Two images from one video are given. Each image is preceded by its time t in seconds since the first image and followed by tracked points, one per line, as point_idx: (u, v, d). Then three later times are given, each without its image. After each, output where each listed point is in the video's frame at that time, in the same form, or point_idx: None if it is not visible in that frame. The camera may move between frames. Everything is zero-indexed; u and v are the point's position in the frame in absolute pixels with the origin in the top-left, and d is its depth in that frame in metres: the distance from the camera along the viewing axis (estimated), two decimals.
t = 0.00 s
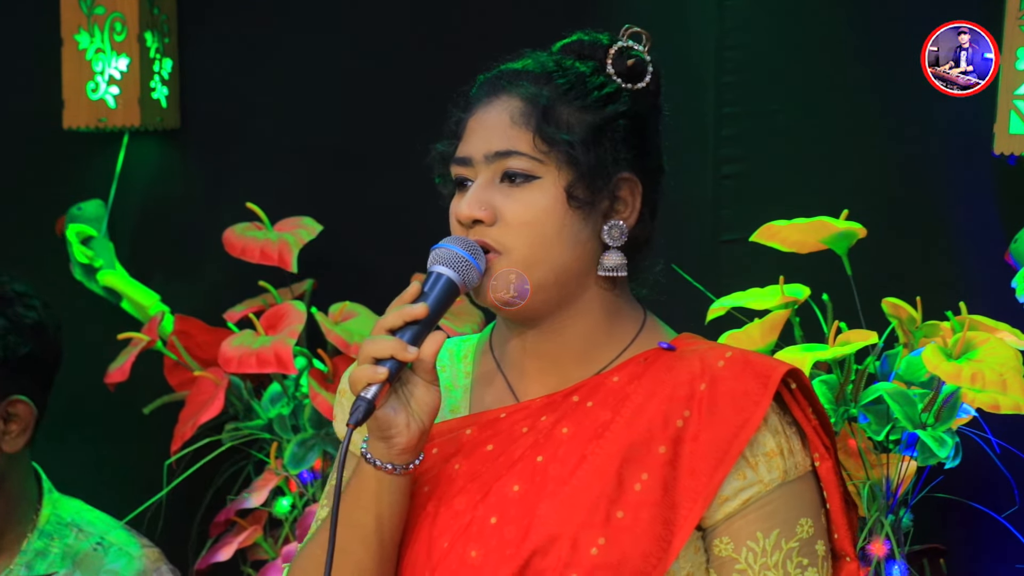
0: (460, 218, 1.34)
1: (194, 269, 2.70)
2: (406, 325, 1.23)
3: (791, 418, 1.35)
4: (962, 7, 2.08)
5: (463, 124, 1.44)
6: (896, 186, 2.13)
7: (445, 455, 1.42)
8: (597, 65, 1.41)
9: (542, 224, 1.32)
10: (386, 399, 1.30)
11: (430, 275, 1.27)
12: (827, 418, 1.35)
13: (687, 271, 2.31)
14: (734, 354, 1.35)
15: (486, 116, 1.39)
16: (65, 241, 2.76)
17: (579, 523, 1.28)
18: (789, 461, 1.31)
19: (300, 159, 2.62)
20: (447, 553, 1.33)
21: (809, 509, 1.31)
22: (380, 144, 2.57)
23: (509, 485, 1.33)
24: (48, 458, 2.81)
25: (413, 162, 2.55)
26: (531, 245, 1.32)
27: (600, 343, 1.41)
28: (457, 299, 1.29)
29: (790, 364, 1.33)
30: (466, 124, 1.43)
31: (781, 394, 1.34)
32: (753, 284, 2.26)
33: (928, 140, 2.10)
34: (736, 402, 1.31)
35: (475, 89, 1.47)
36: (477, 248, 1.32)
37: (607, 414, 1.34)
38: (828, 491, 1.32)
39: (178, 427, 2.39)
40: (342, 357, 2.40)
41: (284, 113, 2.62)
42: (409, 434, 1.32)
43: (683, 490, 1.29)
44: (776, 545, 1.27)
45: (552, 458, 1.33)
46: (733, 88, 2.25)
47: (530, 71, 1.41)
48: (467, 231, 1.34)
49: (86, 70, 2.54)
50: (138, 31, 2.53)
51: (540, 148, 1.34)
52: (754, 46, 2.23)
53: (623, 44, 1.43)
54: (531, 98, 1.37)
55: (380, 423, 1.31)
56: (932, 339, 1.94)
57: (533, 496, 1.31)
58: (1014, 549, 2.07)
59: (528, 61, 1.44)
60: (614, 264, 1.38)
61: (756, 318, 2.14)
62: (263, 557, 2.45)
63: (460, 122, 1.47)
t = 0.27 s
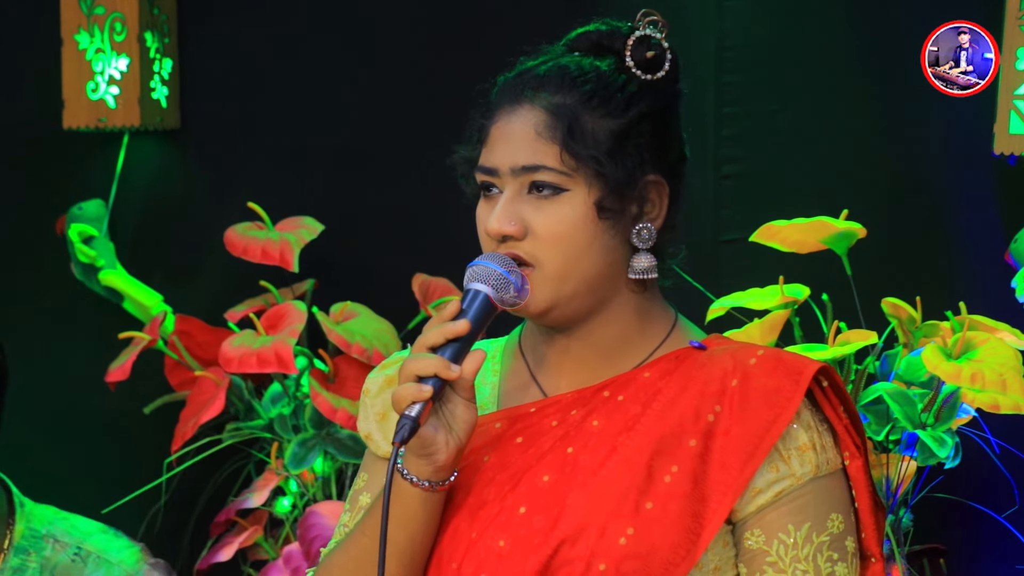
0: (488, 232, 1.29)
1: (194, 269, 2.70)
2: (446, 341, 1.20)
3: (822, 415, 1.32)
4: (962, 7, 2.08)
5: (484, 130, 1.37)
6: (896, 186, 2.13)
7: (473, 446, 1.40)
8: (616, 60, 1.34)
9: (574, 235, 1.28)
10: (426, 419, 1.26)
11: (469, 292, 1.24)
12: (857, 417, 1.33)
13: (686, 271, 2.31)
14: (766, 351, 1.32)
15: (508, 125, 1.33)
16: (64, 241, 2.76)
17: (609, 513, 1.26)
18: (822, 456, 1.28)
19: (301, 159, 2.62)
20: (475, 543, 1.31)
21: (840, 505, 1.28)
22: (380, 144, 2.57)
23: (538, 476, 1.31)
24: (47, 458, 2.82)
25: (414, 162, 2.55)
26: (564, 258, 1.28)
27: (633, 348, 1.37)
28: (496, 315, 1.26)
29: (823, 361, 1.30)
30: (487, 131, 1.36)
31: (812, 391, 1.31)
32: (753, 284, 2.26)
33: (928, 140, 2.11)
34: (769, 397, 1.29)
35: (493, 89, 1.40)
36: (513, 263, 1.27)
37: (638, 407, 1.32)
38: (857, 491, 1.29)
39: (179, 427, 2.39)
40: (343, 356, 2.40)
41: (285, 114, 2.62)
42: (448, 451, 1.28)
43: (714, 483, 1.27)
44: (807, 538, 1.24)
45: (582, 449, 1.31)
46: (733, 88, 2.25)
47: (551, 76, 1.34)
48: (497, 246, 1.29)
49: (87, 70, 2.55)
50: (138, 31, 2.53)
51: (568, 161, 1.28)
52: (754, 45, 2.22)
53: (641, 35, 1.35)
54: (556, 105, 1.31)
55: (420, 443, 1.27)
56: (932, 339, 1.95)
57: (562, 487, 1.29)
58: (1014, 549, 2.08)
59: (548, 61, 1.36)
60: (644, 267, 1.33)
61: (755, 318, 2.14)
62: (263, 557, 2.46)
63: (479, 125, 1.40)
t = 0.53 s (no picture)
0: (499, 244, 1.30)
1: (194, 269, 2.70)
2: (452, 351, 1.22)
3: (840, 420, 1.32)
4: (962, 6, 2.08)
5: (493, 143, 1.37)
6: (896, 186, 2.13)
7: (491, 448, 1.40)
8: (620, 61, 1.33)
9: (584, 243, 1.28)
10: (428, 425, 1.27)
11: (478, 304, 1.26)
12: (875, 423, 1.33)
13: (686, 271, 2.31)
14: (784, 357, 1.33)
15: (512, 138, 1.32)
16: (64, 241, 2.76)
17: (627, 517, 1.25)
18: (840, 461, 1.28)
19: (300, 159, 2.62)
20: (493, 544, 1.31)
21: (858, 511, 1.28)
22: (380, 144, 2.57)
23: (556, 478, 1.31)
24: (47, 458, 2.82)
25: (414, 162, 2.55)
26: (574, 265, 1.28)
27: (650, 350, 1.37)
28: (505, 327, 1.27)
29: (841, 367, 1.30)
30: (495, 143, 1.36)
31: (830, 396, 1.31)
32: (753, 284, 2.26)
33: (928, 140, 2.11)
34: (786, 401, 1.29)
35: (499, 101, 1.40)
36: (523, 274, 1.28)
37: (656, 410, 1.32)
38: (875, 497, 1.30)
39: (178, 427, 2.38)
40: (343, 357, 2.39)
41: (285, 114, 2.62)
42: (452, 459, 1.28)
43: (730, 487, 1.27)
44: (825, 543, 1.24)
45: (600, 453, 1.31)
46: (734, 88, 2.25)
47: (553, 83, 1.33)
48: (508, 256, 1.30)
49: (87, 71, 2.55)
50: (138, 31, 2.53)
51: (572, 170, 1.28)
52: (754, 45, 2.22)
53: (643, 34, 1.34)
54: (558, 114, 1.30)
55: (422, 449, 1.28)
56: (932, 339, 1.95)
57: (580, 490, 1.29)
58: (1014, 549, 2.08)
59: (550, 68, 1.35)
60: (659, 268, 1.33)
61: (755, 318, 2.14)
62: (262, 557, 2.45)
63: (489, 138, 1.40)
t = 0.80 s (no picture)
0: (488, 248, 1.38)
1: (194, 269, 2.70)
2: (429, 352, 1.30)
3: (840, 425, 1.37)
4: (962, 6, 2.09)
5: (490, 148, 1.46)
6: (895, 186, 2.13)
7: (494, 454, 1.47)
8: (614, 66, 1.38)
9: (566, 248, 1.35)
10: (404, 426, 1.36)
11: (460, 306, 1.32)
12: (874, 428, 1.37)
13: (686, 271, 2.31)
14: (783, 361, 1.38)
15: (502, 144, 1.40)
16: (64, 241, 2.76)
17: (625, 523, 1.33)
18: (838, 467, 1.33)
19: (301, 159, 2.62)
20: (491, 549, 1.38)
21: (857, 516, 1.33)
22: (381, 144, 2.57)
23: (555, 485, 1.38)
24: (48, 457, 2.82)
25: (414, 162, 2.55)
26: (555, 270, 1.35)
27: (642, 354, 1.43)
28: (485, 330, 1.34)
29: (839, 372, 1.35)
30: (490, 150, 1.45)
31: (829, 401, 1.37)
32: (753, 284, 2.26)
33: (928, 140, 2.11)
34: (783, 406, 1.35)
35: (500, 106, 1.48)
36: (507, 277, 1.36)
37: (655, 416, 1.39)
38: (874, 502, 1.34)
39: (180, 427, 2.39)
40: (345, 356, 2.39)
41: (285, 114, 2.62)
42: (429, 460, 1.38)
43: (727, 492, 1.33)
44: (822, 549, 1.29)
45: (598, 458, 1.38)
46: (734, 88, 2.25)
47: (542, 90, 1.40)
48: (497, 260, 1.39)
49: (87, 71, 2.56)
50: (138, 31, 2.53)
51: (551, 178, 1.35)
52: (753, 46, 2.23)
53: (641, 38, 1.39)
54: (540, 123, 1.37)
55: (402, 450, 1.37)
56: (933, 339, 1.97)
57: (578, 496, 1.36)
58: (1014, 549, 2.08)
59: (544, 75, 1.42)
60: (643, 275, 1.38)
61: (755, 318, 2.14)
62: (263, 556, 2.47)
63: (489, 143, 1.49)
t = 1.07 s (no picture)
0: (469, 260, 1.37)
1: (194, 269, 2.70)
2: (416, 366, 1.29)
3: (822, 422, 1.36)
4: (962, 7, 2.08)
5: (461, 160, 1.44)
6: (895, 187, 2.13)
7: (478, 461, 1.47)
8: (587, 68, 1.39)
9: (552, 254, 1.34)
10: (392, 442, 1.35)
11: (448, 318, 1.32)
12: (856, 422, 1.37)
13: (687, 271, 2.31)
14: (764, 359, 1.37)
15: (477, 155, 1.38)
16: (65, 240, 2.76)
17: (607, 528, 1.32)
18: (820, 465, 1.32)
19: (300, 159, 2.62)
20: (475, 556, 1.38)
21: (841, 514, 1.32)
22: (380, 144, 2.57)
23: (537, 490, 1.38)
24: (49, 456, 2.83)
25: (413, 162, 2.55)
26: (543, 278, 1.35)
27: (627, 357, 1.43)
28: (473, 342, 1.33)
29: (818, 369, 1.34)
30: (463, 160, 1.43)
31: (811, 398, 1.36)
32: (754, 284, 2.25)
33: (928, 140, 2.11)
34: (764, 406, 1.33)
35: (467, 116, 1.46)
36: (493, 290, 1.35)
37: (635, 418, 1.38)
38: (859, 498, 1.33)
39: (178, 427, 2.39)
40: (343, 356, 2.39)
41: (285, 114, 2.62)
42: (418, 474, 1.37)
43: (710, 494, 1.32)
44: (807, 548, 1.29)
45: (579, 463, 1.37)
46: (733, 88, 2.25)
47: (517, 97, 1.39)
48: (480, 271, 1.37)
49: (87, 71, 2.56)
50: (138, 31, 2.54)
51: (535, 185, 1.34)
52: (754, 45, 2.23)
53: (610, 39, 1.40)
54: (519, 130, 1.36)
55: (389, 465, 1.36)
56: (932, 339, 1.99)
57: (560, 500, 1.36)
58: (1014, 550, 2.08)
59: (516, 81, 1.42)
60: (629, 277, 1.38)
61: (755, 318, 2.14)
62: (263, 557, 2.46)
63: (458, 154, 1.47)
